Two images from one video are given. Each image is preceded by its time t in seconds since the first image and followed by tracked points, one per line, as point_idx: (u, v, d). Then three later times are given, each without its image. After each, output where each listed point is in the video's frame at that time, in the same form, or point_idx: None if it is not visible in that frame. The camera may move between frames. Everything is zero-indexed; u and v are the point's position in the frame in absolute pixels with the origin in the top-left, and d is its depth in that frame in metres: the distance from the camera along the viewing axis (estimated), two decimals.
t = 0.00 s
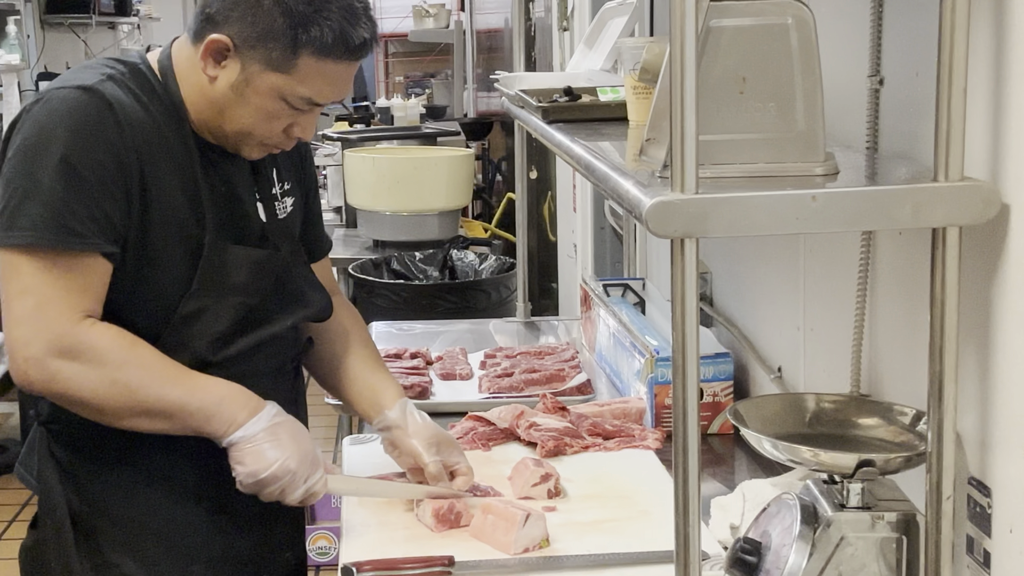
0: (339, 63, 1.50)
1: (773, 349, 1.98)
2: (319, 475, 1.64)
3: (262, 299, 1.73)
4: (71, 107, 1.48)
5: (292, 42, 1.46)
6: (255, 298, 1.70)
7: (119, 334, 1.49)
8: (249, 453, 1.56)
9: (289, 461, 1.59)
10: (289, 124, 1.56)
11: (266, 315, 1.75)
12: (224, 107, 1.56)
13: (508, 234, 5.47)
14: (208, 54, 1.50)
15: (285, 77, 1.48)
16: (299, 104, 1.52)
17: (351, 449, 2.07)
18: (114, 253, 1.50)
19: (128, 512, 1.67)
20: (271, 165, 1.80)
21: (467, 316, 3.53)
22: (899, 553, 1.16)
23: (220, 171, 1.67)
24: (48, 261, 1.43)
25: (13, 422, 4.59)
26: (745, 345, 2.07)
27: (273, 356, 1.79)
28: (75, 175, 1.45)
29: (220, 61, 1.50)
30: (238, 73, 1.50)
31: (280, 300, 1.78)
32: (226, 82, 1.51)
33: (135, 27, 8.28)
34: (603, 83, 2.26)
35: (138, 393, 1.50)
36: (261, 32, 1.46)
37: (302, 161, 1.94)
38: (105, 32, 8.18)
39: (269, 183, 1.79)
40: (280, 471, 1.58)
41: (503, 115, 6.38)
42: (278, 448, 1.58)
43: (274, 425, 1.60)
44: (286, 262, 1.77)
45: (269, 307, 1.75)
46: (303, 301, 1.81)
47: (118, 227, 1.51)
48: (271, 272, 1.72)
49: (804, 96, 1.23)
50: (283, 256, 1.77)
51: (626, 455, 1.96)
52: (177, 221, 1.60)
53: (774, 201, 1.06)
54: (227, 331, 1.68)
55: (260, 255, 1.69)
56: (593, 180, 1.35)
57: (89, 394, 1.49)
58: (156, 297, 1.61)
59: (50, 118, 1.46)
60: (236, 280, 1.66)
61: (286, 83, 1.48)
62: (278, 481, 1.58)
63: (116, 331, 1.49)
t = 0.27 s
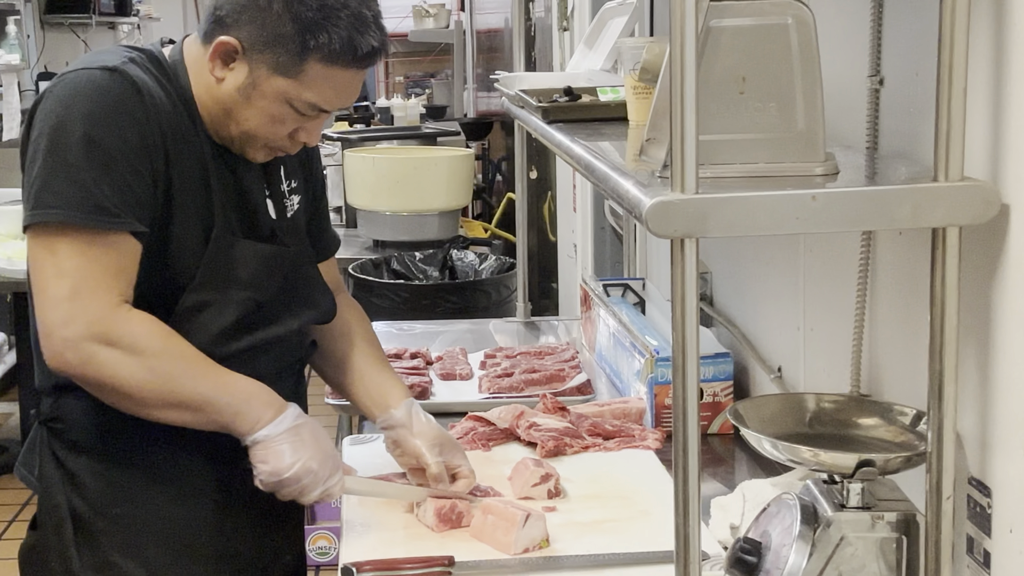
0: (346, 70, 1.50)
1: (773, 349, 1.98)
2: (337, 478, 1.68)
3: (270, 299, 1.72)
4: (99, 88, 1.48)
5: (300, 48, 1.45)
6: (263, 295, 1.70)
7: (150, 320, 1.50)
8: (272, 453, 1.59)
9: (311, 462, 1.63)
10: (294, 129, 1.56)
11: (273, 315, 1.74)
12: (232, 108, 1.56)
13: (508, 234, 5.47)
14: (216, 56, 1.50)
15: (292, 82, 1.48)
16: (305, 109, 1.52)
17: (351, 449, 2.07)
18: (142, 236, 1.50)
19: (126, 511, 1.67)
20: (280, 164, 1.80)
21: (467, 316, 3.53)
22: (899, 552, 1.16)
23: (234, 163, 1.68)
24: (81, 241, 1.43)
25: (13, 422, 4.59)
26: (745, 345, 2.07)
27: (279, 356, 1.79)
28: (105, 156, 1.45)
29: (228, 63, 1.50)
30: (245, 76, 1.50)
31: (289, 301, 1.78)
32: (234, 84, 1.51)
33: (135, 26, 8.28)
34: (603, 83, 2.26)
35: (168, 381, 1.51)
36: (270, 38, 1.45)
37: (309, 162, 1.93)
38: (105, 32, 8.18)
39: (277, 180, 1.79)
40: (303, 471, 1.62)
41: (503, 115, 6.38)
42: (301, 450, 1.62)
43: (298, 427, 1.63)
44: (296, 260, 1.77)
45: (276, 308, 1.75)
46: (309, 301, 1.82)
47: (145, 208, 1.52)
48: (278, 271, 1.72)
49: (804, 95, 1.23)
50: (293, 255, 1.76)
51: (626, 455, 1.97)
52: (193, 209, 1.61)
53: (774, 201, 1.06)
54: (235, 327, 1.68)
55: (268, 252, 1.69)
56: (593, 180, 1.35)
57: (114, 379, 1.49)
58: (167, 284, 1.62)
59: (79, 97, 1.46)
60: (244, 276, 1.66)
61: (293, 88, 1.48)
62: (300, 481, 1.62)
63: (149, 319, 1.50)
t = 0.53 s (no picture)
0: (344, 80, 1.49)
1: (773, 350, 1.98)
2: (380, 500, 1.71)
3: (270, 303, 1.72)
4: (116, 102, 1.48)
5: (298, 57, 1.45)
6: (261, 301, 1.70)
7: (201, 343, 1.54)
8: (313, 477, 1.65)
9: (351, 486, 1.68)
10: (293, 136, 1.56)
11: (274, 318, 1.75)
12: (231, 114, 1.56)
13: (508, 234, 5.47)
14: (215, 63, 1.49)
15: (289, 91, 1.47)
16: (303, 117, 1.51)
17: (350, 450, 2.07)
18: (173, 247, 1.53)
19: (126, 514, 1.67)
20: (284, 165, 1.79)
21: (467, 316, 3.53)
22: (899, 552, 1.16)
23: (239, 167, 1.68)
24: (122, 258, 1.45)
25: (14, 422, 4.59)
26: (745, 345, 2.07)
27: (281, 358, 1.78)
28: (128, 171, 1.46)
29: (227, 69, 1.50)
30: (244, 83, 1.49)
31: (291, 306, 1.77)
32: (232, 90, 1.51)
33: (136, 26, 8.28)
34: (603, 83, 2.26)
35: (214, 402, 1.55)
36: (267, 46, 1.45)
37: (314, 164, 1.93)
38: (105, 31, 8.18)
39: (279, 182, 1.78)
40: (345, 496, 1.66)
41: (503, 115, 6.38)
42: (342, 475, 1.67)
43: (338, 452, 1.70)
44: (298, 265, 1.77)
45: (277, 311, 1.74)
46: (309, 304, 1.81)
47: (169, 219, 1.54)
48: (280, 275, 1.72)
49: (804, 95, 1.23)
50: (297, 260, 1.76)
51: (626, 455, 1.97)
52: (206, 216, 1.63)
53: (774, 202, 1.06)
54: (237, 331, 1.69)
55: (271, 257, 1.69)
56: (593, 180, 1.35)
57: (162, 393, 1.52)
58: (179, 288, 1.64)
59: (98, 113, 1.46)
60: (246, 280, 1.67)
61: (290, 97, 1.48)
62: (343, 505, 1.66)
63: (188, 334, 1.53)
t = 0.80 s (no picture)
0: (333, 79, 1.49)
1: (773, 349, 1.98)
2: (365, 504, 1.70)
3: (265, 305, 1.72)
4: (90, 118, 1.47)
5: (285, 58, 1.45)
6: (258, 305, 1.70)
7: (176, 359, 1.51)
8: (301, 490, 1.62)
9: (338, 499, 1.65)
10: (284, 137, 1.56)
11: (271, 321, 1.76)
12: (220, 118, 1.56)
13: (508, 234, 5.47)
14: (202, 65, 1.49)
15: (277, 92, 1.47)
16: (292, 118, 1.52)
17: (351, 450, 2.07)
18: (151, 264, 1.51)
19: (126, 513, 1.67)
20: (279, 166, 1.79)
21: (468, 316, 3.53)
22: (899, 553, 1.17)
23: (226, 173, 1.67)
24: (94, 279, 1.43)
25: (13, 422, 4.59)
26: (745, 345, 2.07)
27: (279, 357, 1.79)
28: (101, 187, 1.44)
29: (215, 72, 1.49)
30: (231, 87, 1.49)
31: (285, 307, 1.78)
32: (220, 93, 1.51)
33: (136, 26, 8.29)
34: (603, 83, 2.26)
35: (196, 415, 1.52)
36: (253, 47, 1.45)
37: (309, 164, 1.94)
38: (105, 32, 8.18)
39: (274, 184, 1.78)
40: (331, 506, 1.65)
41: (503, 115, 6.38)
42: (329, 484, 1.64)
43: (328, 466, 1.65)
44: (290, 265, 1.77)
45: (275, 311, 1.75)
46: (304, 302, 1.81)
47: (148, 232, 1.52)
48: (274, 276, 1.72)
49: (804, 95, 1.23)
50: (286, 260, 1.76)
51: (626, 455, 1.97)
52: (193, 226, 1.61)
53: (774, 203, 1.06)
54: (235, 335, 1.69)
55: (264, 261, 1.69)
56: (593, 180, 1.35)
57: (144, 411, 1.51)
58: (175, 298, 1.62)
59: (72, 130, 1.45)
60: (242, 283, 1.67)
61: (278, 97, 1.48)
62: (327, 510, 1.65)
63: (170, 353, 1.51)
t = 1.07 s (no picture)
0: (331, 80, 1.49)
1: (773, 349, 1.98)
2: (356, 489, 1.72)
3: (267, 304, 1.73)
4: (75, 129, 1.46)
5: (283, 61, 1.45)
6: (260, 306, 1.71)
7: (155, 367, 1.51)
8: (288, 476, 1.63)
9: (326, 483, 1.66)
10: (283, 138, 1.56)
11: (272, 320, 1.76)
12: (219, 122, 1.55)
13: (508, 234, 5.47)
14: (200, 70, 1.49)
15: (276, 95, 1.48)
16: (291, 120, 1.52)
17: (351, 449, 2.07)
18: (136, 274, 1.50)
19: (131, 514, 1.67)
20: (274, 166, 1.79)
21: (468, 316, 3.53)
22: (899, 552, 1.17)
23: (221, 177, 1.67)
24: (74, 289, 1.43)
25: (13, 422, 4.59)
26: (745, 345, 2.07)
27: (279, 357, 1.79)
28: (85, 199, 1.43)
29: (211, 77, 1.49)
30: (229, 90, 1.49)
31: (285, 306, 1.79)
32: (218, 98, 1.51)
33: (136, 26, 8.29)
34: (603, 83, 2.26)
35: (179, 418, 1.53)
36: (251, 51, 1.45)
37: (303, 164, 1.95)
38: (104, 32, 8.18)
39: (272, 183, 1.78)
40: (321, 492, 1.65)
41: (504, 115, 6.39)
42: (315, 472, 1.65)
43: (310, 449, 1.66)
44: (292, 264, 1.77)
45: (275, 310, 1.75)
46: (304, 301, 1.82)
47: (134, 243, 1.51)
48: (275, 276, 1.71)
49: (804, 95, 1.23)
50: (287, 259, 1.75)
51: (626, 455, 1.97)
52: (183, 234, 1.60)
53: (775, 202, 1.06)
54: (239, 336, 1.70)
55: (267, 261, 1.69)
56: (593, 180, 1.35)
57: (134, 418, 1.51)
58: (175, 305, 1.62)
59: (56, 141, 1.44)
60: (243, 284, 1.67)
61: (277, 100, 1.48)
62: (321, 501, 1.66)
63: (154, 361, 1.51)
